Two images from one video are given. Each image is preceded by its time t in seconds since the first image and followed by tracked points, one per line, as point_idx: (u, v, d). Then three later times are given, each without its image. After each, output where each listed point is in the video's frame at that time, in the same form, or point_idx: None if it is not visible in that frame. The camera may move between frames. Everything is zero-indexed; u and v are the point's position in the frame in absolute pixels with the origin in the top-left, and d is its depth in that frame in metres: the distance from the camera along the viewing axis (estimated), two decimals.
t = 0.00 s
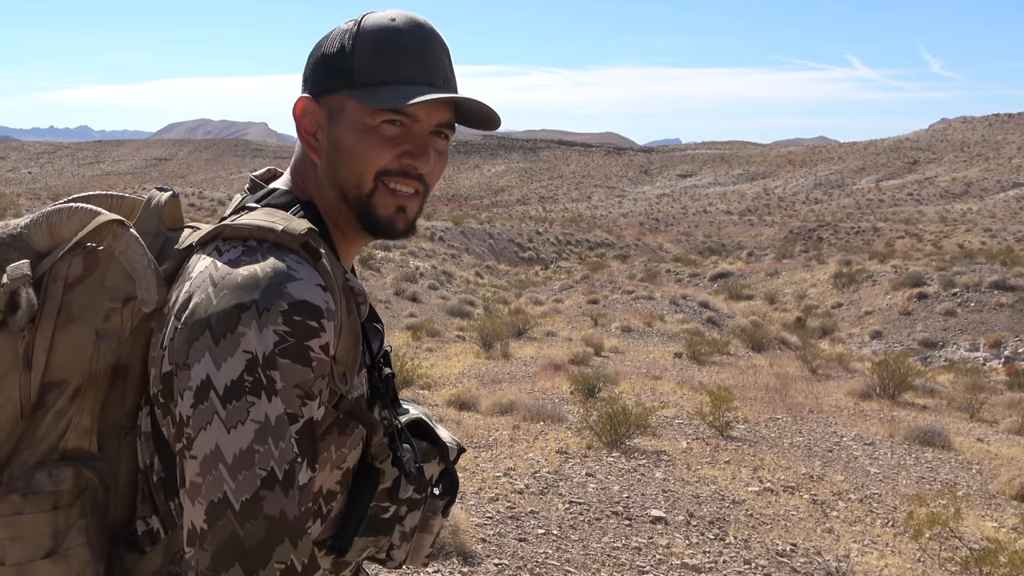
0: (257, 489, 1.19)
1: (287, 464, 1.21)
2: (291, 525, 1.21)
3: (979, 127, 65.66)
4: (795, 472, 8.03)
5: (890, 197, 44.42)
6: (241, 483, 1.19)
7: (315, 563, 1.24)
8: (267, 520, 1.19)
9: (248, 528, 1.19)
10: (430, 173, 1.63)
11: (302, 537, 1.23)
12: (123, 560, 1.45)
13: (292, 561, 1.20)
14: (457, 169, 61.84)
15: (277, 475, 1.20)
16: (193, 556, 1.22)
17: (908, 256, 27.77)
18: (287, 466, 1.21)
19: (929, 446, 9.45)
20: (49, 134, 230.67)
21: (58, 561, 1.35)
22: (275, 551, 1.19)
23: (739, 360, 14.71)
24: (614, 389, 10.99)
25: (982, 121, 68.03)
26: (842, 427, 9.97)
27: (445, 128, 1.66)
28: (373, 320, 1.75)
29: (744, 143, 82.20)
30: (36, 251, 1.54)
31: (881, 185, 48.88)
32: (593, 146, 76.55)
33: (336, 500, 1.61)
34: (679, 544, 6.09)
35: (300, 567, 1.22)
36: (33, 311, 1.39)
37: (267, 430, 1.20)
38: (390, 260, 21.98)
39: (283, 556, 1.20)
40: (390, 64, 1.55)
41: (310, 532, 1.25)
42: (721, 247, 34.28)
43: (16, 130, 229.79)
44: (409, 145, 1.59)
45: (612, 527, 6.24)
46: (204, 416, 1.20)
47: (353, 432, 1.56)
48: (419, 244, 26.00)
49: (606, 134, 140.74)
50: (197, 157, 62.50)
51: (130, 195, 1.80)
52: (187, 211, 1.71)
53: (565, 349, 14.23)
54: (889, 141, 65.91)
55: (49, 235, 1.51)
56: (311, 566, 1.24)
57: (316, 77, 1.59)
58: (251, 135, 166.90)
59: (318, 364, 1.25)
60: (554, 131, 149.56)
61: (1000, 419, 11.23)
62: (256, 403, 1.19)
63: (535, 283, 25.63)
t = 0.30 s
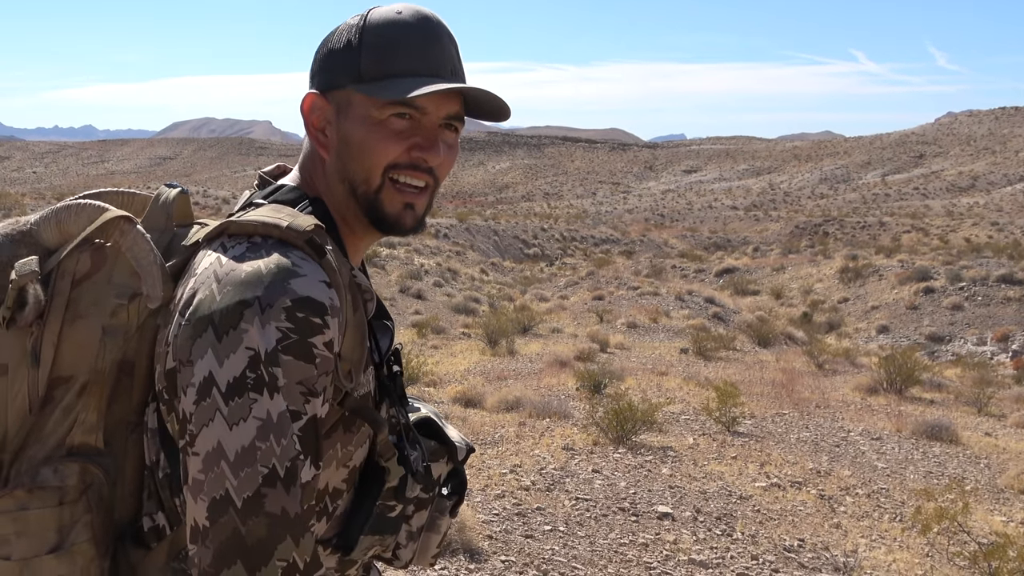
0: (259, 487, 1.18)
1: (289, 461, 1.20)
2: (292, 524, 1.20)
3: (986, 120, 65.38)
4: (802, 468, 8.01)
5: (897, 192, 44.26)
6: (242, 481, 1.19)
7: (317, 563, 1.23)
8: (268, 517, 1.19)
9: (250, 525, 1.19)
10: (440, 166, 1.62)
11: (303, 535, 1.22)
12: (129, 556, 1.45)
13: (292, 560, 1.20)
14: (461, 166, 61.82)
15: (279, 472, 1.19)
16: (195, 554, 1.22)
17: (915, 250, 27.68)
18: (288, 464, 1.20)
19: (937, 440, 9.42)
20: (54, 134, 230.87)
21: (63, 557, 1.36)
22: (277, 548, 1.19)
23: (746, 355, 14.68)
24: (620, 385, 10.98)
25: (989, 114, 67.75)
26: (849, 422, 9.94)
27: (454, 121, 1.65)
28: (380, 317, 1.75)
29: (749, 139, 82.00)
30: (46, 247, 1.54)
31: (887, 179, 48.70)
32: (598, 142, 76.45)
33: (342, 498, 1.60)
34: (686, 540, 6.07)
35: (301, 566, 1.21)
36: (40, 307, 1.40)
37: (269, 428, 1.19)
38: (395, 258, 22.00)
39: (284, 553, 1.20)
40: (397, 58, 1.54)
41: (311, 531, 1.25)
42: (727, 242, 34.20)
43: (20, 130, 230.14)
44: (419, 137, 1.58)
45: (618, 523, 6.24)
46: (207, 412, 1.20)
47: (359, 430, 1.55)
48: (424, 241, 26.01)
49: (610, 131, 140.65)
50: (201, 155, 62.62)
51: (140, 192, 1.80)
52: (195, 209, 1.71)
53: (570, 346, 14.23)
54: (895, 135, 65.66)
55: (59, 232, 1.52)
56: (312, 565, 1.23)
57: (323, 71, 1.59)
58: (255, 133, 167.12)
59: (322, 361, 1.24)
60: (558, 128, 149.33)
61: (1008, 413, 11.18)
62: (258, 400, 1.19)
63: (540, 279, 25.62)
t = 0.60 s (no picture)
0: (260, 490, 1.19)
1: (291, 464, 1.20)
2: (293, 526, 1.20)
3: (999, 115, 64.86)
4: (814, 466, 7.97)
5: (908, 188, 43.97)
6: (244, 482, 1.19)
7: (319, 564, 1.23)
8: (269, 521, 1.19)
9: (251, 527, 1.19)
10: (451, 159, 1.61)
11: (305, 538, 1.22)
12: (135, 554, 1.45)
13: (293, 562, 1.19)
14: (470, 165, 61.82)
15: (280, 474, 1.19)
16: (198, 555, 1.22)
17: (927, 247, 27.50)
18: (289, 467, 1.20)
19: (951, 438, 9.35)
20: (64, 135, 231.25)
21: (68, 555, 1.36)
22: (279, 550, 1.19)
23: (757, 353, 14.62)
24: (630, 383, 10.95)
25: (1001, 109, 67.22)
26: (861, 419, 9.89)
27: (464, 115, 1.65)
28: (390, 319, 1.76)
29: (758, 136, 81.67)
30: (59, 245, 1.56)
31: (899, 175, 48.38)
32: (607, 139, 76.28)
33: (348, 501, 1.60)
34: (697, 539, 6.06)
35: (302, 567, 1.21)
36: (52, 305, 1.41)
37: (271, 430, 1.19)
38: (404, 256, 22.03)
39: (286, 557, 1.19)
40: (404, 52, 1.54)
41: (313, 535, 1.25)
42: (737, 239, 34.06)
43: (31, 131, 230.93)
44: (429, 131, 1.58)
45: (629, 522, 6.22)
46: (211, 413, 1.20)
47: (366, 434, 1.55)
48: (433, 239, 26.03)
49: (619, 129, 140.23)
50: (210, 155, 62.80)
51: (154, 192, 1.82)
52: (207, 209, 1.73)
53: (580, 344, 14.21)
54: (907, 131, 65.24)
55: (72, 231, 1.54)
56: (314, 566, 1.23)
57: (331, 71, 1.59)
58: (264, 132, 167.55)
59: (327, 364, 1.24)
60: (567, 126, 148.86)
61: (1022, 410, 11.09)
62: (261, 402, 1.19)
63: (550, 277, 25.60)
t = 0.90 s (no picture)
0: (254, 507, 1.20)
1: (285, 482, 1.21)
2: (287, 543, 1.22)
3: (1003, 128, 64.93)
4: (820, 480, 7.95)
5: (913, 201, 43.97)
6: (238, 499, 1.20)
7: None
8: (263, 538, 1.20)
9: (245, 544, 1.20)
10: (457, 170, 1.64)
11: (300, 556, 1.23)
12: (134, 568, 1.46)
13: None
14: (474, 177, 62.00)
15: (275, 492, 1.21)
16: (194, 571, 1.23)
17: (932, 260, 27.47)
18: (284, 484, 1.21)
19: (956, 452, 9.32)
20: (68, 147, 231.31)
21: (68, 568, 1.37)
22: (273, 567, 1.20)
23: (762, 366, 14.59)
24: (635, 396, 10.94)
25: (1006, 123, 67.30)
26: (866, 433, 9.87)
27: (467, 126, 1.68)
28: (393, 335, 1.78)
29: (763, 149, 81.81)
30: (66, 259, 1.59)
31: (904, 189, 48.40)
32: (611, 152, 76.47)
33: (348, 517, 1.61)
34: (702, 553, 6.04)
35: None
36: (56, 319, 1.45)
37: (266, 448, 1.21)
38: (408, 268, 22.07)
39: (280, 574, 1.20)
40: (406, 66, 1.58)
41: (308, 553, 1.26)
42: (742, 252, 34.07)
43: (37, 142, 231.90)
44: (433, 144, 1.61)
45: (634, 536, 6.21)
46: (208, 428, 1.22)
47: (365, 450, 1.56)
48: (437, 251, 26.09)
49: (624, 141, 140.60)
50: (216, 168, 63.05)
51: (161, 206, 1.85)
52: (213, 223, 1.75)
53: (584, 356, 14.21)
54: (911, 144, 65.31)
55: (79, 244, 1.57)
56: None
57: (332, 88, 1.62)
58: (269, 144, 168.13)
59: (324, 382, 1.26)
60: (571, 138, 149.35)
61: None
62: (257, 419, 1.21)
63: (554, 289, 25.62)
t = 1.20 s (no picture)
0: (256, 515, 1.21)
1: (287, 489, 1.22)
2: (288, 553, 1.22)
3: (1004, 133, 64.95)
4: (824, 485, 7.93)
5: (915, 206, 43.96)
6: (241, 508, 1.21)
7: None
8: (265, 546, 1.21)
9: (246, 552, 1.21)
10: (462, 173, 1.65)
11: (302, 564, 1.24)
12: None
13: None
14: (476, 184, 62.07)
15: (277, 500, 1.22)
16: None
17: (934, 264, 27.47)
18: (286, 492, 1.22)
19: (960, 457, 9.30)
20: (70, 155, 230.97)
21: None
22: None
23: (765, 371, 14.57)
24: (638, 402, 10.93)
25: (1007, 127, 67.35)
26: (870, 437, 9.85)
27: (470, 128, 1.69)
28: (396, 341, 1.79)
29: (764, 155, 81.92)
30: (67, 266, 1.60)
31: (906, 194, 48.40)
32: (612, 159, 76.55)
33: (352, 525, 1.61)
34: (707, 559, 6.03)
35: None
36: (57, 327, 1.46)
37: (268, 456, 1.22)
38: (410, 275, 22.09)
39: None
40: (408, 72, 1.59)
41: (310, 560, 1.26)
42: (744, 258, 34.07)
43: (39, 151, 232.34)
44: (439, 148, 1.62)
45: (638, 541, 6.20)
46: (210, 436, 1.23)
47: (368, 458, 1.56)
48: (439, 258, 26.11)
49: (625, 147, 140.75)
50: (218, 176, 63.15)
51: (161, 213, 1.85)
52: (213, 230, 1.76)
53: (587, 363, 14.21)
54: (913, 149, 65.33)
55: (79, 252, 1.57)
56: None
57: (331, 96, 1.63)
58: (270, 152, 168.49)
59: (327, 389, 1.26)
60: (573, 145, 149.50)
61: None
62: (259, 427, 1.21)
63: (556, 295, 25.63)
